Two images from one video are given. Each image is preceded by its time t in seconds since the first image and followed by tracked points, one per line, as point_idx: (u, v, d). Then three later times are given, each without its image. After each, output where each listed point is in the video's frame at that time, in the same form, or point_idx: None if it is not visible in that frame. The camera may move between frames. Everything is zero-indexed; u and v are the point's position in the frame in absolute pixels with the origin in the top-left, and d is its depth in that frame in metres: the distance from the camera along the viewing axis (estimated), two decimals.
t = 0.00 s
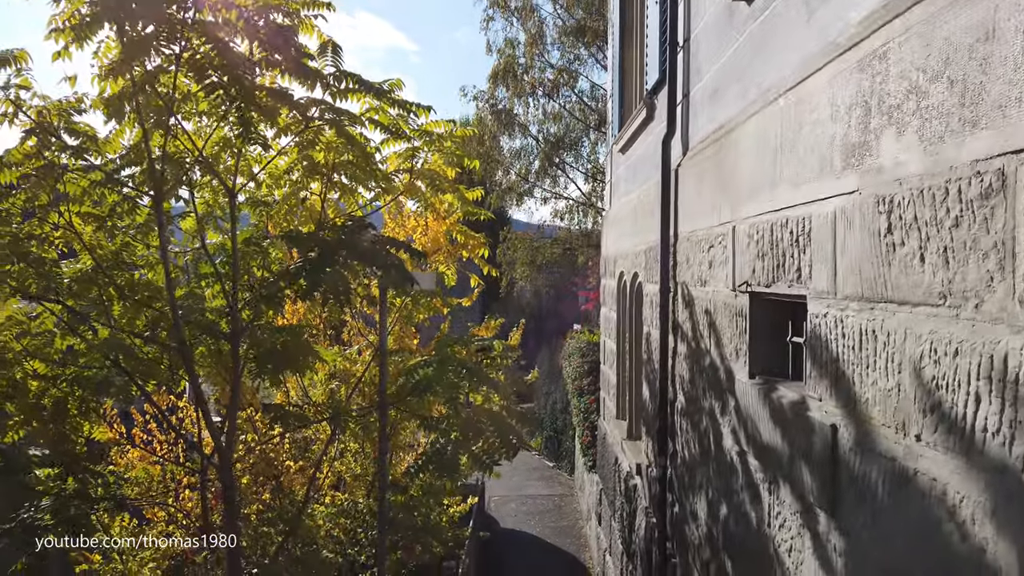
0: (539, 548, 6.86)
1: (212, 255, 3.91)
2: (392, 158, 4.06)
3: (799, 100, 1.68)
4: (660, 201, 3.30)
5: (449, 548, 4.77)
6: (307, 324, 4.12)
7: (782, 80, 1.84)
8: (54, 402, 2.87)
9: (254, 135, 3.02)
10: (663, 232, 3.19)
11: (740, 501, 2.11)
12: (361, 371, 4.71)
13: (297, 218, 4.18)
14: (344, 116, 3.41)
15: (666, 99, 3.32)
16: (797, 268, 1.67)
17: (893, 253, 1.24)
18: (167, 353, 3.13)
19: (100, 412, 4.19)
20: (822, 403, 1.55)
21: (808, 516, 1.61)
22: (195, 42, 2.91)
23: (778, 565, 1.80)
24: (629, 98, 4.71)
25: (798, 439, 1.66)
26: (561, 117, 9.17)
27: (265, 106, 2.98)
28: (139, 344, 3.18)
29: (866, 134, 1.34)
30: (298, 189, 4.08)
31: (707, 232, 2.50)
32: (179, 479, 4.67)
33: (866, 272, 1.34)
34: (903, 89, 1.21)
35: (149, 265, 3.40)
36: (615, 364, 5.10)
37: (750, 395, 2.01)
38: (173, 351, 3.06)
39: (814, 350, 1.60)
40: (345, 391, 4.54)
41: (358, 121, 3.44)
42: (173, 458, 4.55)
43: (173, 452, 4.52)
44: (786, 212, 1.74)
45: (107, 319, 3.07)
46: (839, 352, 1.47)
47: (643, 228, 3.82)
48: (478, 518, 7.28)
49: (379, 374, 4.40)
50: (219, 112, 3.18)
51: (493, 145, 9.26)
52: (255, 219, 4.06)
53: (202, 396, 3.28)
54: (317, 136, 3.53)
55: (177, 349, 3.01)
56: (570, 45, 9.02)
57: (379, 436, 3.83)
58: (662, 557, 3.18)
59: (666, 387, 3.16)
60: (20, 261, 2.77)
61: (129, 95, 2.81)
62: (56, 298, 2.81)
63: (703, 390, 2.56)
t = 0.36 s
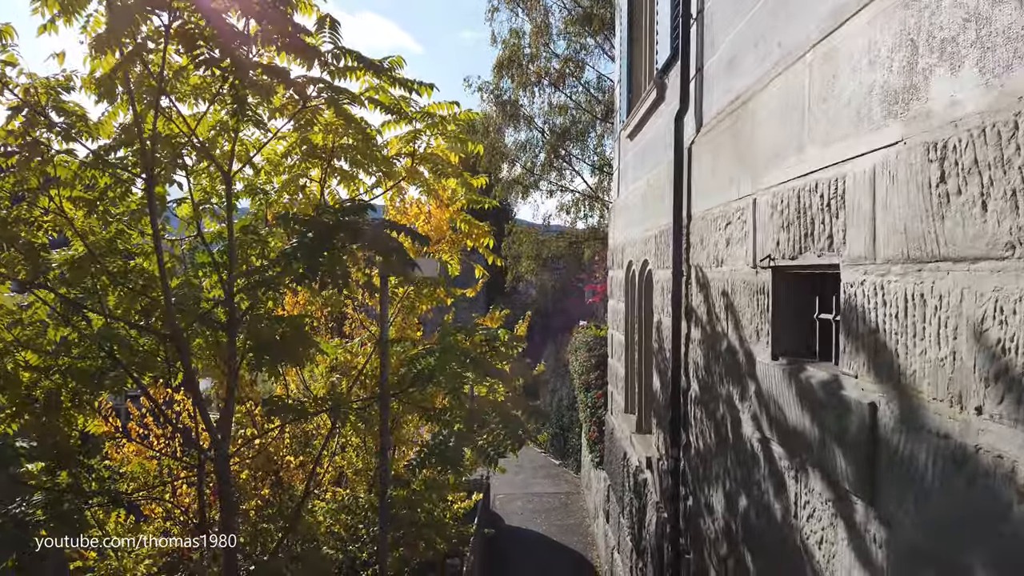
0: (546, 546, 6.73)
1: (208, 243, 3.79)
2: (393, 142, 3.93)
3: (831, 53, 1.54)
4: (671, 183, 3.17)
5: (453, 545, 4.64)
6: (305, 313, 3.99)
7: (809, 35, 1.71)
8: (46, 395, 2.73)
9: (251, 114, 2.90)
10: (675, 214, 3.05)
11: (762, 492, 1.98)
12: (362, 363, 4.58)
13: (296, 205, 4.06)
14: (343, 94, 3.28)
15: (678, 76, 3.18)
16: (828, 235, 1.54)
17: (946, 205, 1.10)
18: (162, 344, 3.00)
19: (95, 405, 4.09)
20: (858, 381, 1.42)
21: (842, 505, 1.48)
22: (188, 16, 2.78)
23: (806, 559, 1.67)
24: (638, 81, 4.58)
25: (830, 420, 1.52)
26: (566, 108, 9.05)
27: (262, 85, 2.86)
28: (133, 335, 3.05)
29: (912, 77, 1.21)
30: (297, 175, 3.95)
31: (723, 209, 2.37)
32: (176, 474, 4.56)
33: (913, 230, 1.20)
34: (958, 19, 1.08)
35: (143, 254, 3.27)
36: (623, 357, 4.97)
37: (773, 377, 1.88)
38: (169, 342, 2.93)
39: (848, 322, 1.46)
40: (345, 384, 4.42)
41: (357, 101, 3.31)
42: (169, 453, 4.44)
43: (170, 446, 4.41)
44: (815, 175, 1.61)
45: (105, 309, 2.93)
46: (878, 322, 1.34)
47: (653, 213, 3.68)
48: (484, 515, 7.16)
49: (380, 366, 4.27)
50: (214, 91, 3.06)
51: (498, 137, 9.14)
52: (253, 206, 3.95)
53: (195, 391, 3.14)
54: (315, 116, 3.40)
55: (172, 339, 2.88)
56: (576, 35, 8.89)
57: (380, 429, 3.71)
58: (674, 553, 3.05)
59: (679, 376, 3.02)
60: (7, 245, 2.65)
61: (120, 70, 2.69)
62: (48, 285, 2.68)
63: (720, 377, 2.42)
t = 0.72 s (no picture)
0: (551, 543, 6.59)
1: (200, 228, 3.66)
2: (393, 121, 3.79)
3: None
4: (682, 158, 3.02)
5: (455, 541, 4.50)
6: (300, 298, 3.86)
7: None
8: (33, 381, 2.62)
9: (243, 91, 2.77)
10: (686, 190, 2.90)
11: (783, 476, 1.83)
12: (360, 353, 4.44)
13: (291, 188, 3.93)
14: (338, 67, 3.15)
15: (688, 46, 3.04)
16: (862, 186, 1.39)
17: (1011, 131, 0.95)
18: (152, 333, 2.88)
19: (86, 395, 3.99)
20: (898, 344, 1.27)
21: (878, 484, 1.33)
22: None
23: (835, 545, 1.52)
24: (646, 61, 4.43)
25: (864, 391, 1.37)
26: (571, 97, 8.91)
27: (254, 58, 2.73)
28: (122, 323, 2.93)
29: None
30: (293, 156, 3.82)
31: (739, 178, 2.22)
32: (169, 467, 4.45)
33: (970, 166, 1.05)
34: None
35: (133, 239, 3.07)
36: (630, 347, 4.82)
37: (797, 350, 1.73)
38: (158, 331, 2.82)
39: (886, 279, 1.31)
40: (344, 373, 4.28)
41: (353, 74, 3.18)
42: (162, 445, 4.33)
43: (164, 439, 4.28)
44: (846, 123, 1.46)
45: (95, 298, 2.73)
46: (923, 277, 1.19)
47: (663, 193, 3.53)
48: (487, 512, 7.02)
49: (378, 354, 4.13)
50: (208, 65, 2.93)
51: (501, 127, 9.02)
52: (247, 190, 3.81)
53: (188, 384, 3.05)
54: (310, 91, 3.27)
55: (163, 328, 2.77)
56: (580, 23, 8.76)
57: (378, 417, 3.57)
58: (685, 547, 2.89)
59: (690, 360, 2.87)
60: None
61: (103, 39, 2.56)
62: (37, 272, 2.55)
63: (735, 356, 2.28)
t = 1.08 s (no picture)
0: (556, 540, 6.43)
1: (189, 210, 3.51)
2: (389, 98, 3.65)
3: None
4: (693, 129, 2.85)
5: (457, 536, 4.35)
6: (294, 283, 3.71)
7: None
8: (18, 367, 2.51)
9: (233, 61, 2.64)
10: (698, 161, 2.74)
11: (809, 457, 1.67)
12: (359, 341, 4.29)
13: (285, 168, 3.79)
14: (329, 35, 3.00)
15: (699, 10, 2.87)
16: (903, 122, 1.23)
17: None
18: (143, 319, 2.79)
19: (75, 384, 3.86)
20: (949, 297, 1.11)
21: (924, 457, 1.17)
22: None
23: (870, 529, 1.36)
24: (654, 37, 4.27)
25: (906, 352, 1.21)
26: (577, 85, 8.74)
27: (241, 22, 2.59)
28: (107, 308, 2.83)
29: None
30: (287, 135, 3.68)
31: (757, 139, 2.06)
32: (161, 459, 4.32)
33: None
34: None
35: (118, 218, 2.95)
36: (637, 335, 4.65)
37: (825, 315, 1.57)
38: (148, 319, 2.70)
39: (934, 223, 1.15)
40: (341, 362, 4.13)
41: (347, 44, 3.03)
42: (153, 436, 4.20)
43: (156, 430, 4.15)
44: (883, 55, 1.30)
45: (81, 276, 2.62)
46: (980, 214, 1.03)
47: (673, 170, 3.37)
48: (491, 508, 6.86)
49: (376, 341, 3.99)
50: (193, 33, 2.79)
51: (505, 116, 8.87)
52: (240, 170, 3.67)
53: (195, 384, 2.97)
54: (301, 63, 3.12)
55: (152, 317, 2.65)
56: (586, 9, 8.60)
57: (374, 405, 3.42)
58: (697, 540, 2.73)
59: (703, 341, 2.71)
60: None
61: None
62: (21, 255, 2.41)
63: (752, 332, 2.12)
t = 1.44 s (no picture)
0: (559, 539, 6.27)
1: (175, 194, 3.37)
2: (385, 74, 3.49)
3: None
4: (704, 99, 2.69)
5: (456, 533, 4.19)
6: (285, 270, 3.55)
7: None
8: None
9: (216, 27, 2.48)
10: (710, 132, 2.57)
11: (838, 442, 1.50)
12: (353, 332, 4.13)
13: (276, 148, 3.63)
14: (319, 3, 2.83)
15: None
16: (958, 48, 1.07)
17: None
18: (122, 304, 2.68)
19: (58, 375, 3.72)
20: (1019, 245, 0.94)
21: (984, 434, 1.01)
22: None
23: (915, 520, 1.20)
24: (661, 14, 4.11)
25: (963, 313, 1.05)
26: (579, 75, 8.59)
27: None
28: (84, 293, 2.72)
29: None
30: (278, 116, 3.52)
31: (778, 98, 1.89)
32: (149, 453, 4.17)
33: None
34: None
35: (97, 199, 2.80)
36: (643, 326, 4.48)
37: (858, 281, 1.41)
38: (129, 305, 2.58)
39: (1003, 160, 0.98)
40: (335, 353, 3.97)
41: (338, 13, 2.87)
42: (141, 430, 4.05)
43: (143, 424, 4.00)
44: None
45: (58, 257, 2.47)
46: None
47: (682, 147, 3.20)
48: (493, 506, 6.72)
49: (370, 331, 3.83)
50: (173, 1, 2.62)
51: (507, 106, 8.73)
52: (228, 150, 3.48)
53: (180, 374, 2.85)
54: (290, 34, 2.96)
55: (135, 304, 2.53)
56: None
57: (368, 396, 3.26)
58: (707, 536, 2.56)
59: (714, 324, 2.55)
60: None
61: None
62: None
63: (771, 310, 1.96)
